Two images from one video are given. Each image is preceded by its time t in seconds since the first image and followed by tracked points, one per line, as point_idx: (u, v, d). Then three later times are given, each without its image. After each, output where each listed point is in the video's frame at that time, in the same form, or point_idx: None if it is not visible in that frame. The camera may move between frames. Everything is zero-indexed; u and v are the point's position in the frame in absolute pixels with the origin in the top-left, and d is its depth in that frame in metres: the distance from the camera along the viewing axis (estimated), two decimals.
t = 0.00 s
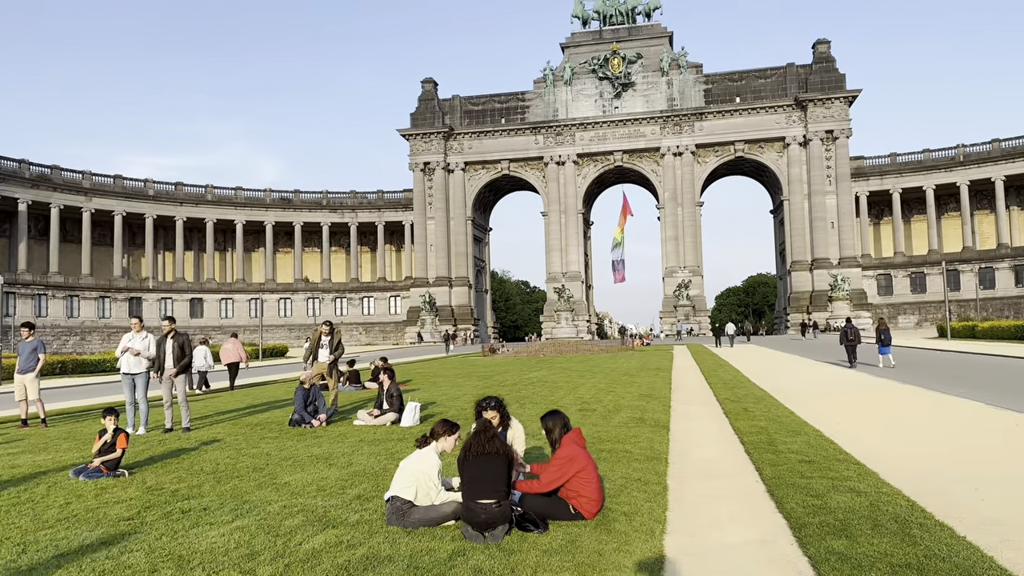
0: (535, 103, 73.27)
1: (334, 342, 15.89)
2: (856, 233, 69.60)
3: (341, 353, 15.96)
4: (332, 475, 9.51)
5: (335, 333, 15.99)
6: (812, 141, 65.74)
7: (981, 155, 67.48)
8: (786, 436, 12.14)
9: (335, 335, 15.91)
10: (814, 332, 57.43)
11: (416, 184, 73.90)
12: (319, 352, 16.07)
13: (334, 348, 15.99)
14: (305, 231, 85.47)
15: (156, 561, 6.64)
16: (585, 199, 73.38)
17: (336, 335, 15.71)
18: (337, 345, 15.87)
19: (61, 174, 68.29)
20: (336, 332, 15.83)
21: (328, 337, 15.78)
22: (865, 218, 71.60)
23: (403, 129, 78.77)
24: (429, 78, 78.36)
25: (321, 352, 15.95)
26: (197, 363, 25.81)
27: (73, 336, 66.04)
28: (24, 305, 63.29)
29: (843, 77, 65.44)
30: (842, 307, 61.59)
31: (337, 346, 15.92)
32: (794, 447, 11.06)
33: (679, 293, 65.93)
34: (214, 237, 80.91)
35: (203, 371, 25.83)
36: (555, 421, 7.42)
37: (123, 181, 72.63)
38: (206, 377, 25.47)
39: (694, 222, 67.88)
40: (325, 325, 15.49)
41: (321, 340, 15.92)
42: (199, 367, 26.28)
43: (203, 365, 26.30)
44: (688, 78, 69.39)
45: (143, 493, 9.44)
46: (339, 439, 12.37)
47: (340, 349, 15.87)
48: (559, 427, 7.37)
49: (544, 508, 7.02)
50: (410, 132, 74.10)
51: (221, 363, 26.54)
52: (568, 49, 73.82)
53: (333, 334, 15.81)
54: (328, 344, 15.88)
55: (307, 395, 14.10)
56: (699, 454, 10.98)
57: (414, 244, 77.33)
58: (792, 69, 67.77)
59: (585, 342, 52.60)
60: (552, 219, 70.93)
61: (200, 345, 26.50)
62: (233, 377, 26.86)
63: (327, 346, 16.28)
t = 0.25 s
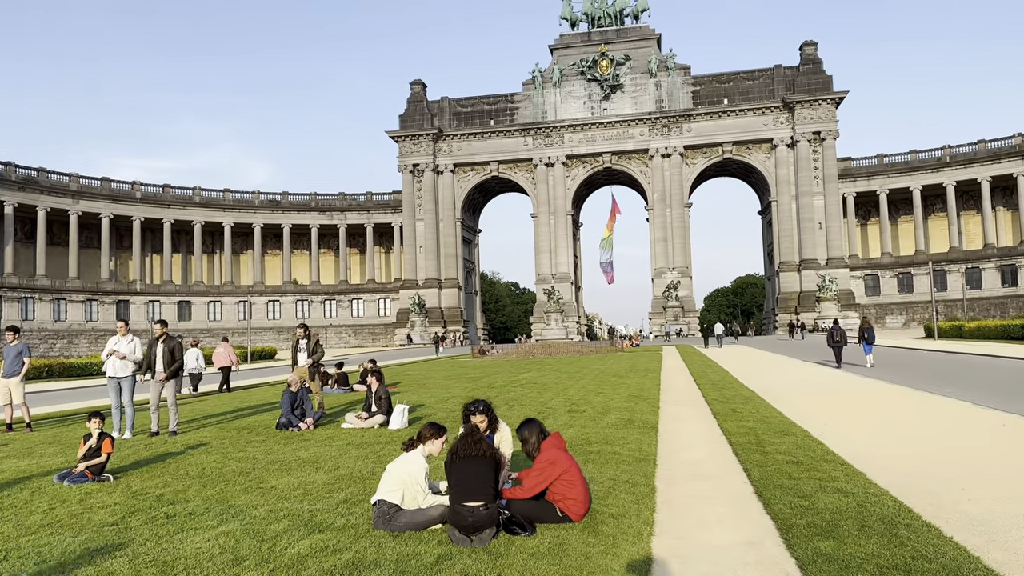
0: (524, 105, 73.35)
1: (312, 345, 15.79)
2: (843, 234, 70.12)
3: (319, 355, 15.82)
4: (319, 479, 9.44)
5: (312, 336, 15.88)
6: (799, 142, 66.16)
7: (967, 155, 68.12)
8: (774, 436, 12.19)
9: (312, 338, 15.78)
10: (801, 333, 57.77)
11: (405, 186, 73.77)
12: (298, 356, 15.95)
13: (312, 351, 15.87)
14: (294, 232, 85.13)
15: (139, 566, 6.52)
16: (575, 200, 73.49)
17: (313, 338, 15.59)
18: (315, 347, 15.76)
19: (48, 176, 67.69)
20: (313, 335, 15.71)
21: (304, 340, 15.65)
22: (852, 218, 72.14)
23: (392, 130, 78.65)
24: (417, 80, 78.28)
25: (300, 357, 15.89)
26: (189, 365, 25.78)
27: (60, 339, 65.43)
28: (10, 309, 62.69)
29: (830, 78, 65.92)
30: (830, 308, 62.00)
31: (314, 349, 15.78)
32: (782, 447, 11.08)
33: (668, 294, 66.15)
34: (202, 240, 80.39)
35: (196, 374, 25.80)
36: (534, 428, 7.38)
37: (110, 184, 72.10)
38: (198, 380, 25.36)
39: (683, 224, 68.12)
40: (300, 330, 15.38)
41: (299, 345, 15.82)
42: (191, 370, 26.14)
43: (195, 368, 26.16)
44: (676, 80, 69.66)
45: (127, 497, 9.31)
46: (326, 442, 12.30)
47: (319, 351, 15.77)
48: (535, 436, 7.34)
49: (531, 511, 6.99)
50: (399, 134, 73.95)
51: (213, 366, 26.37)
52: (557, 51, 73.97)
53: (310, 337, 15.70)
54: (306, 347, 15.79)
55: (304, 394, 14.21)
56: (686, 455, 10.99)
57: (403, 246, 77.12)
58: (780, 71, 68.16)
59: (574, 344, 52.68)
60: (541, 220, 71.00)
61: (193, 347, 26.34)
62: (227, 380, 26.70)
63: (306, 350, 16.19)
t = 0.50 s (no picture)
0: (516, 106, 73.37)
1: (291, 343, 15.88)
2: (834, 234, 70.48)
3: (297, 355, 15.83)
4: (310, 481, 9.38)
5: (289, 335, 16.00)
6: (790, 143, 66.45)
7: (957, 156, 68.59)
8: (766, 437, 12.22)
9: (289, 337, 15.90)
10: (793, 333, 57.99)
11: (398, 187, 73.66)
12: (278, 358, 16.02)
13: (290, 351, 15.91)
14: (285, 234, 84.83)
15: (127, 570, 6.43)
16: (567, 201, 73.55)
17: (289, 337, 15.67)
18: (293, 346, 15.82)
19: (38, 178, 67.27)
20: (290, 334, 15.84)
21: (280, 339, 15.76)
22: (843, 219, 72.52)
23: (384, 132, 78.52)
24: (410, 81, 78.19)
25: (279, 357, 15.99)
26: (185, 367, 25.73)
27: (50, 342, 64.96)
28: None
29: (821, 79, 66.25)
30: (821, 308, 62.26)
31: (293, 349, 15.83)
32: (773, 448, 11.12)
33: (660, 295, 66.30)
34: (193, 241, 80.00)
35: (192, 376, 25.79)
36: (521, 434, 7.32)
37: (101, 185, 71.68)
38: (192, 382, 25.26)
39: (675, 225, 68.27)
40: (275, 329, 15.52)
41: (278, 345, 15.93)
42: (187, 371, 26.00)
43: (191, 369, 26.01)
44: (667, 81, 69.85)
45: (117, 500, 9.21)
46: (318, 445, 12.24)
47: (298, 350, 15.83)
48: (520, 442, 7.27)
49: (522, 513, 6.96)
50: (391, 135, 73.85)
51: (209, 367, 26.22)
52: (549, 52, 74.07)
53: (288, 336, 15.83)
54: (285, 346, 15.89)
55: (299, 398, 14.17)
56: (678, 456, 10.99)
57: (395, 247, 77.02)
58: (771, 72, 68.44)
59: (567, 345, 52.72)
60: (533, 221, 71.06)
61: (189, 349, 26.20)
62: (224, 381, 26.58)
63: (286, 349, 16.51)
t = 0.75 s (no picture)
0: (510, 106, 73.36)
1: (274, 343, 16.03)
2: (828, 234, 70.68)
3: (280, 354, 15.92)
4: (303, 483, 9.34)
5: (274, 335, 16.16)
6: (784, 143, 66.64)
7: (950, 156, 68.90)
8: (759, 436, 12.24)
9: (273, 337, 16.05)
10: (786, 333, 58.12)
11: (392, 187, 73.54)
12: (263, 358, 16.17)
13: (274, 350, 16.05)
14: (279, 235, 84.59)
15: (117, 572, 6.37)
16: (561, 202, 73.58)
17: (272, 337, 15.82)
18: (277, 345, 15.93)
19: (30, 179, 66.97)
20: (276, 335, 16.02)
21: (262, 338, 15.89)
22: (837, 219, 72.77)
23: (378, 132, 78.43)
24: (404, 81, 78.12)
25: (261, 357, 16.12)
26: (184, 370, 25.67)
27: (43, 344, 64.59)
28: None
29: (814, 80, 66.48)
30: (815, 308, 62.44)
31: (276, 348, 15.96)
32: (767, 447, 11.14)
33: (655, 295, 66.35)
34: (187, 242, 79.70)
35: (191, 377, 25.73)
36: (513, 436, 7.29)
37: (94, 186, 71.38)
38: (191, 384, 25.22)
39: (669, 225, 68.36)
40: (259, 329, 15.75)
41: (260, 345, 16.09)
42: (185, 373, 25.89)
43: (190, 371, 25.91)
44: (661, 82, 69.97)
45: (108, 502, 9.12)
46: (311, 446, 12.19)
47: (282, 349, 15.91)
48: (512, 444, 7.23)
49: (516, 514, 6.94)
50: (385, 136, 73.76)
51: (207, 368, 26.09)
52: (543, 53, 74.13)
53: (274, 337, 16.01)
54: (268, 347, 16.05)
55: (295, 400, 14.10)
56: (672, 456, 11.01)
57: (390, 248, 76.90)
58: (764, 72, 68.64)
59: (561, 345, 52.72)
60: (528, 222, 71.07)
61: (188, 351, 26.11)
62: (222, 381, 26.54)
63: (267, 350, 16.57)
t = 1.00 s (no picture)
0: (506, 106, 73.31)
1: (258, 348, 15.38)
2: (823, 233, 70.82)
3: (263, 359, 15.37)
4: (296, 483, 9.29)
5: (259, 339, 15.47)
6: (779, 143, 66.75)
7: (945, 155, 69.09)
8: (754, 435, 12.23)
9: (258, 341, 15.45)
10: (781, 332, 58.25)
11: (387, 187, 73.43)
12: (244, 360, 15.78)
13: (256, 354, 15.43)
14: (275, 235, 84.41)
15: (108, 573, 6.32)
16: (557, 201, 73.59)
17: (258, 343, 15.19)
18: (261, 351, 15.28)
19: (25, 179, 66.77)
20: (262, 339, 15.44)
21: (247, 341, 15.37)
22: (832, 218, 72.93)
23: (374, 131, 78.29)
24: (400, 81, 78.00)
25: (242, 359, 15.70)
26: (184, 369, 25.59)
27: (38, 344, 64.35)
28: None
29: (809, 79, 66.58)
30: (811, 307, 62.55)
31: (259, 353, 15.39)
32: (761, 446, 11.13)
33: (651, 294, 66.36)
34: (182, 242, 79.49)
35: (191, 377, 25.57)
36: (507, 434, 7.24)
37: (89, 186, 71.17)
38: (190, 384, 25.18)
39: (665, 224, 68.43)
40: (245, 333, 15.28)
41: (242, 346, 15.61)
42: (185, 372, 25.77)
43: (190, 371, 25.82)
44: (657, 81, 70.01)
45: (100, 503, 9.05)
46: (305, 446, 12.14)
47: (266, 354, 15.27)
48: (506, 441, 7.19)
49: (509, 514, 6.92)
50: (381, 135, 73.64)
51: (207, 368, 25.98)
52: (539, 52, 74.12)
53: (259, 340, 15.36)
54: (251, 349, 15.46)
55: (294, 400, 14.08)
56: (667, 455, 10.99)
57: (386, 247, 76.81)
58: (760, 72, 68.69)
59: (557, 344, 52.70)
60: (524, 222, 71.06)
61: (187, 351, 25.98)
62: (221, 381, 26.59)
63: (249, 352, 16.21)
